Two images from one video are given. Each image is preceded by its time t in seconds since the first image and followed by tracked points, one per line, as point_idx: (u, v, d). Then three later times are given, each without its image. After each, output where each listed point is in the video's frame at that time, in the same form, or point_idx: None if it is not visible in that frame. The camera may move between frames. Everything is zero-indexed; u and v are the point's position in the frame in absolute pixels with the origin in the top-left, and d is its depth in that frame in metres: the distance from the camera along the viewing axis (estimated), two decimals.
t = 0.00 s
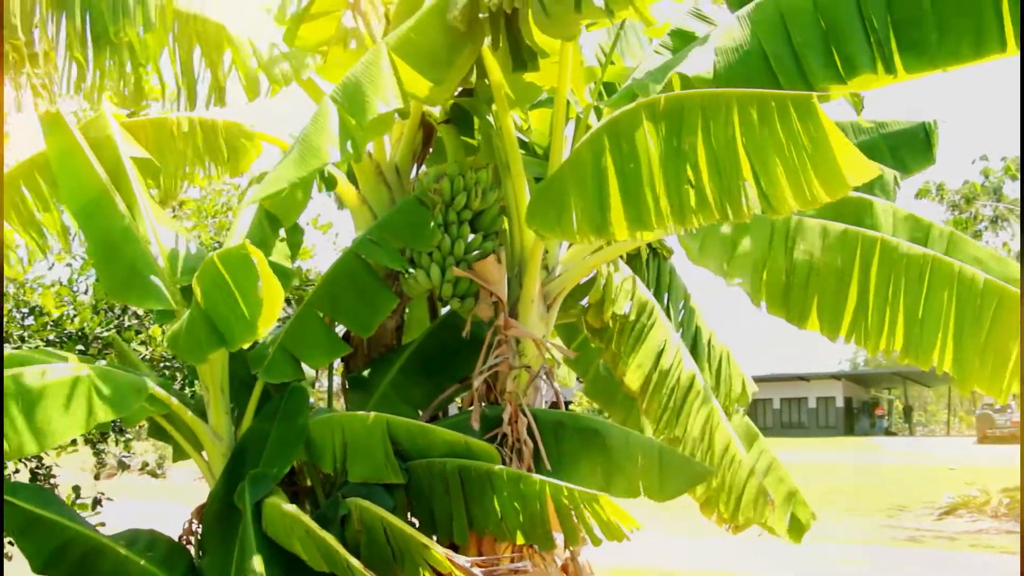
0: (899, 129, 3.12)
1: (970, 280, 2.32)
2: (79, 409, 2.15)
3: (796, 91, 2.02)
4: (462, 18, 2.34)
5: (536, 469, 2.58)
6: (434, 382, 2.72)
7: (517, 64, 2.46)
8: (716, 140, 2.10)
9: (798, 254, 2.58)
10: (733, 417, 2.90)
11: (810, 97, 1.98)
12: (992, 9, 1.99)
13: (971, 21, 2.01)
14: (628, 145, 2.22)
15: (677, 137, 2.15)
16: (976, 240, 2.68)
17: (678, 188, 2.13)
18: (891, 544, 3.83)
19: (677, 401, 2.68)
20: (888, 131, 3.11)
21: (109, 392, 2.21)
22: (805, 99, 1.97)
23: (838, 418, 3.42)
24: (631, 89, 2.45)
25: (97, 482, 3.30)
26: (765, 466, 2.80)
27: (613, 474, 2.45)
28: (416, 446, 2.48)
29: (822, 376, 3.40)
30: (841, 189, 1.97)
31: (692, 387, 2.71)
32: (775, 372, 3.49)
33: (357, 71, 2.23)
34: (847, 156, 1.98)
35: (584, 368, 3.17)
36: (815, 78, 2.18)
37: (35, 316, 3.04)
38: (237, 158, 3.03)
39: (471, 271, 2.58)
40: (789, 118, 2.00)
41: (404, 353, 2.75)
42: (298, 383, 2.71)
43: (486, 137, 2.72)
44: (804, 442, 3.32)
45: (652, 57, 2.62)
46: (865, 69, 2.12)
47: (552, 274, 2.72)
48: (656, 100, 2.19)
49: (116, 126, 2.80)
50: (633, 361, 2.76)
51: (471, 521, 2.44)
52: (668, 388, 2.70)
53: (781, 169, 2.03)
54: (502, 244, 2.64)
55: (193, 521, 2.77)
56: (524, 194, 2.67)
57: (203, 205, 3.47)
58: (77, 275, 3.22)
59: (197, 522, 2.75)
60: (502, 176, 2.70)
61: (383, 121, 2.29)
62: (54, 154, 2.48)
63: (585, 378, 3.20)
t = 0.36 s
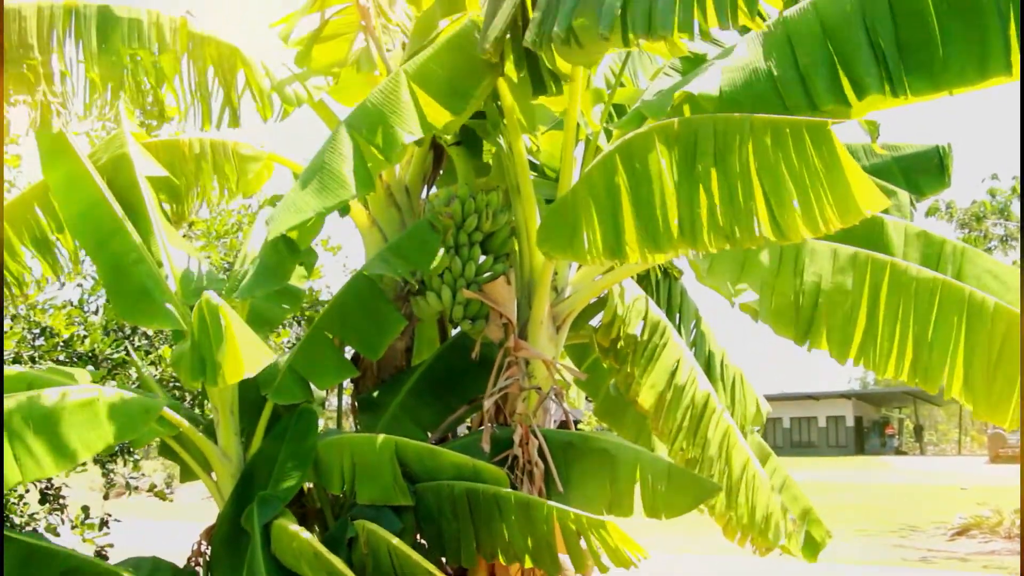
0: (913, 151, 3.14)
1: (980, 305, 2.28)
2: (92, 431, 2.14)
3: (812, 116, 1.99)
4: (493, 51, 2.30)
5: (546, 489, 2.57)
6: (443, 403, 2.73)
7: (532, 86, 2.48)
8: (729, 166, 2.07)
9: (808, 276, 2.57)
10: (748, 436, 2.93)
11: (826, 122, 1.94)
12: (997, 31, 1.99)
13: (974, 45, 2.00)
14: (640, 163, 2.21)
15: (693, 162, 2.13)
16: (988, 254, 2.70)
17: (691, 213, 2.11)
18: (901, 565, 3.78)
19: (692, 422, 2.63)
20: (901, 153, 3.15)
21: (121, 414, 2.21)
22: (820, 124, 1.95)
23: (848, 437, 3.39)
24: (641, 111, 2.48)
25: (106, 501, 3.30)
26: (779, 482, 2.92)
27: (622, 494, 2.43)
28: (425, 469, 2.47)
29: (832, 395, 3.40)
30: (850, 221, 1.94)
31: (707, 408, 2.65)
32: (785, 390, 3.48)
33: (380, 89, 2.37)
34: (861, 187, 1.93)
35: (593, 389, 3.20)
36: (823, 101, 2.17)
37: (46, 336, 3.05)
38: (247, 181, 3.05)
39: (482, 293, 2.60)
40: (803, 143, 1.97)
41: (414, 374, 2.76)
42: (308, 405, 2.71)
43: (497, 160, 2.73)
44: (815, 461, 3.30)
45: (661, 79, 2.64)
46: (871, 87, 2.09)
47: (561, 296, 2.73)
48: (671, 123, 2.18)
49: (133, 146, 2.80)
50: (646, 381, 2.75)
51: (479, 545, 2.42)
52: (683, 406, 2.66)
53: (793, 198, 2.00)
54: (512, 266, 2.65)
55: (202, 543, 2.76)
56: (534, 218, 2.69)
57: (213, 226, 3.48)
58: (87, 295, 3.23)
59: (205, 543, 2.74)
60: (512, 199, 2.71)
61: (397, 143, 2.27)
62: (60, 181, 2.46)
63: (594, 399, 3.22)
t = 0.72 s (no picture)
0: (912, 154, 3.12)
1: (978, 312, 2.31)
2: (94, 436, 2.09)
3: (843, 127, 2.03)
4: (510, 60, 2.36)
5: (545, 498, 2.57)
6: (441, 411, 2.72)
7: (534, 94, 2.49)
8: (759, 172, 2.08)
9: (805, 284, 2.54)
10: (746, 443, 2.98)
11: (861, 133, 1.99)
12: (989, 40, 1.98)
13: (964, 53, 1.99)
14: (656, 167, 2.19)
15: (717, 167, 2.13)
16: (982, 271, 2.72)
17: (719, 219, 2.12)
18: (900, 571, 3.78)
19: (694, 428, 2.64)
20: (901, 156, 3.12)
21: (121, 419, 2.16)
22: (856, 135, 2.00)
23: (847, 443, 3.41)
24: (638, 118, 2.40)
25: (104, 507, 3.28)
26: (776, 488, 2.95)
27: (620, 502, 2.41)
28: (423, 478, 2.46)
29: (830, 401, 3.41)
30: (887, 227, 1.99)
31: (706, 415, 2.67)
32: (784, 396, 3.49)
33: (382, 95, 2.38)
34: (896, 193, 1.98)
35: (592, 396, 3.20)
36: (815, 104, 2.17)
37: (42, 341, 3.04)
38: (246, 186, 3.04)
39: (481, 300, 2.60)
40: (837, 151, 2.01)
41: (413, 382, 2.75)
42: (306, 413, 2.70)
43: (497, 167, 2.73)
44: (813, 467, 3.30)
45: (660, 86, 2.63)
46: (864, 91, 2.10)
47: (560, 303, 2.73)
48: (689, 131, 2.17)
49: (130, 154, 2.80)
50: (648, 388, 2.75)
51: (476, 555, 2.41)
52: (682, 413, 2.68)
53: (828, 202, 2.03)
54: (511, 273, 2.65)
55: (199, 550, 2.74)
56: (534, 226, 2.67)
57: (211, 230, 3.47)
58: (85, 300, 3.22)
59: (203, 551, 2.73)
60: (512, 207, 2.69)
61: (399, 146, 2.29)
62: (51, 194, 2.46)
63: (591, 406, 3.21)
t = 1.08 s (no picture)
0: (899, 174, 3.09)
1: (966, 337, 2.32)
2: (92, 462, 2.09)
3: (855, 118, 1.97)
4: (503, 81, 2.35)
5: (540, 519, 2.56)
6: (434, 432, 2.71)
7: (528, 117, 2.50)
8: (770, 171, 2.05)
9: (797, 304, 2.53)
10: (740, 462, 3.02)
11: (873, 121, 1.93)
12: (975, 64, 2.01)
13: (956, 76, 2.01)
14: (658, 178, 2.16)
15: (726, 171, 2.09)
16: (972, 285, 2.72)
17: (734, 222, 2.07)
18: None
19: (688, 449, 2.66)
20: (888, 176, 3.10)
21: (115, 444, 2.17)
22: (869, 123, 1.93)
23: (843, 459, 3.34)
24: (632, 140, 2.46)
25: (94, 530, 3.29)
26: (771, 508, 3.04)
27: (613, 528, 2.42)
28: (416, 500, 2.44)
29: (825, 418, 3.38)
30: (910, 203, 1.92)
31: (699, 437, 2.68)
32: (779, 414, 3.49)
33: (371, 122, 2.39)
34: (918, 171, 1.93)
35: (586, 415, 3.21)
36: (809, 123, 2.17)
37: (35, 364, 3.07)
38: (236, 210, 3.06)
39: (473, 321, 2.58)
40: (853, 143, 1.95)
41: (406, 404, 2.74)
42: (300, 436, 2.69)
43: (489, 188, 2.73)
44: (809, 484, 3.29)
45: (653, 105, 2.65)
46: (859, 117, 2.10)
47: (554, 323, 2.73)
48: (695, 141, 2.12)
49: (119, 177, 2.80)
50: (640, 409, 2.73)
51: None
52: (675, 435, 2.68)
53: (848, 191, 1.98)
54: (504, 294, 2.65)
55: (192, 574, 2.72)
56: (526, 246, 2.71)
57: (206, 250, 3.46)
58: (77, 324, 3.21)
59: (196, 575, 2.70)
60: (505, 227, 2.74)
61: (395, 173, 2.28)
62: (42, 224, 2.39)
63: (586, 426, 3.23)
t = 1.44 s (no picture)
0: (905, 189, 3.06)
1: (971, 355, 2.31)
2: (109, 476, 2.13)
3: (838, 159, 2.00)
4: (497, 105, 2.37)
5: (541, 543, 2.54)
6: (436, 455, 2.71)
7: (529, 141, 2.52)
8: (755, 208, 2.05)
9: (803, 328, 2.52)
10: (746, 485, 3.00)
11: (855, 163, 1.96)
12: (977, 83, 2.02)
13: (958, 99, 2.02)
14: (651, 207, 2.17)
15: (711, 205, 2.09)
16: (978, 304, 2.73)
17: (716, 257, 2.09)
18: None
19: (692, 470, 2.64)
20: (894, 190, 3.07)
21: (129, 461, 2.21)
22: (851, 166, 1.96)
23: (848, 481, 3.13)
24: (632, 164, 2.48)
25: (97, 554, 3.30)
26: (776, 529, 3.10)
27: (616, 549, 2.41)
28: (418, 524, 2.43)
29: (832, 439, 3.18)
30: (886, 253, 1.92)
31: (707, 455, 2.65)
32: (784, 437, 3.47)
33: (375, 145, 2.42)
34: (896, 221, 1.91)
35: (589, 438, 3.21)
36: (809, 144, 2.15)
37: (39, 389, 3.09)
38: (240, 234, 3.07)
39: (476, 344, 2.61)
40: (834, 185, 1.97)
41: (409, 427, 2.75)
42: (302, 460, 2.69)
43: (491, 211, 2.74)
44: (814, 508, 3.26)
45: (654, 129, 2.66)
46: (860, 135, 2.08)
47: (556, 346, 2.74)
48: (683, 171, 2.13)
49: (122, 201, 2.83)
50: (646, 430, 2.75)
51: None
52: (681, 455, 2.66)
53: (827, 234, 1.99)
54: (506, 318, 2.66)
55: None
56: (528, 268, 2.71)
57: (211, 274, 3.48)
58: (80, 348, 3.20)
59: None
60: (507, 250, 2.74)
61: (392, 203, 2.31)
62: (37, 248, 2.41)
63: (590, 449, 3.23)
